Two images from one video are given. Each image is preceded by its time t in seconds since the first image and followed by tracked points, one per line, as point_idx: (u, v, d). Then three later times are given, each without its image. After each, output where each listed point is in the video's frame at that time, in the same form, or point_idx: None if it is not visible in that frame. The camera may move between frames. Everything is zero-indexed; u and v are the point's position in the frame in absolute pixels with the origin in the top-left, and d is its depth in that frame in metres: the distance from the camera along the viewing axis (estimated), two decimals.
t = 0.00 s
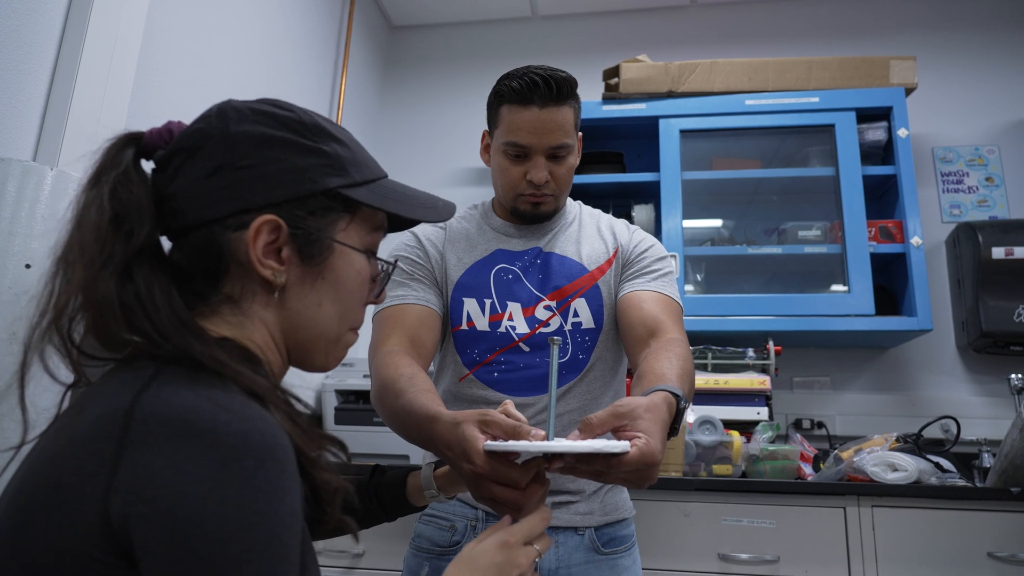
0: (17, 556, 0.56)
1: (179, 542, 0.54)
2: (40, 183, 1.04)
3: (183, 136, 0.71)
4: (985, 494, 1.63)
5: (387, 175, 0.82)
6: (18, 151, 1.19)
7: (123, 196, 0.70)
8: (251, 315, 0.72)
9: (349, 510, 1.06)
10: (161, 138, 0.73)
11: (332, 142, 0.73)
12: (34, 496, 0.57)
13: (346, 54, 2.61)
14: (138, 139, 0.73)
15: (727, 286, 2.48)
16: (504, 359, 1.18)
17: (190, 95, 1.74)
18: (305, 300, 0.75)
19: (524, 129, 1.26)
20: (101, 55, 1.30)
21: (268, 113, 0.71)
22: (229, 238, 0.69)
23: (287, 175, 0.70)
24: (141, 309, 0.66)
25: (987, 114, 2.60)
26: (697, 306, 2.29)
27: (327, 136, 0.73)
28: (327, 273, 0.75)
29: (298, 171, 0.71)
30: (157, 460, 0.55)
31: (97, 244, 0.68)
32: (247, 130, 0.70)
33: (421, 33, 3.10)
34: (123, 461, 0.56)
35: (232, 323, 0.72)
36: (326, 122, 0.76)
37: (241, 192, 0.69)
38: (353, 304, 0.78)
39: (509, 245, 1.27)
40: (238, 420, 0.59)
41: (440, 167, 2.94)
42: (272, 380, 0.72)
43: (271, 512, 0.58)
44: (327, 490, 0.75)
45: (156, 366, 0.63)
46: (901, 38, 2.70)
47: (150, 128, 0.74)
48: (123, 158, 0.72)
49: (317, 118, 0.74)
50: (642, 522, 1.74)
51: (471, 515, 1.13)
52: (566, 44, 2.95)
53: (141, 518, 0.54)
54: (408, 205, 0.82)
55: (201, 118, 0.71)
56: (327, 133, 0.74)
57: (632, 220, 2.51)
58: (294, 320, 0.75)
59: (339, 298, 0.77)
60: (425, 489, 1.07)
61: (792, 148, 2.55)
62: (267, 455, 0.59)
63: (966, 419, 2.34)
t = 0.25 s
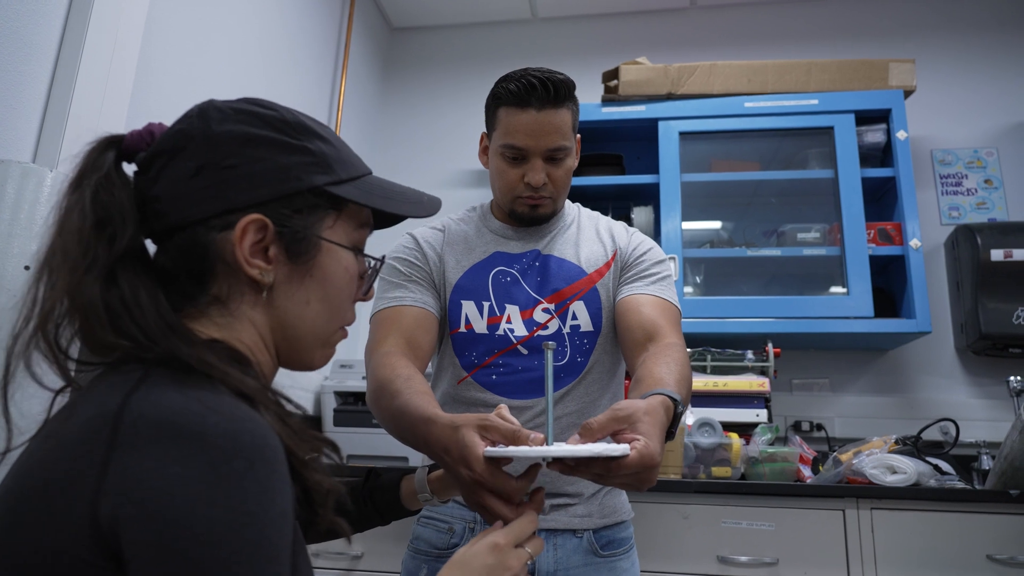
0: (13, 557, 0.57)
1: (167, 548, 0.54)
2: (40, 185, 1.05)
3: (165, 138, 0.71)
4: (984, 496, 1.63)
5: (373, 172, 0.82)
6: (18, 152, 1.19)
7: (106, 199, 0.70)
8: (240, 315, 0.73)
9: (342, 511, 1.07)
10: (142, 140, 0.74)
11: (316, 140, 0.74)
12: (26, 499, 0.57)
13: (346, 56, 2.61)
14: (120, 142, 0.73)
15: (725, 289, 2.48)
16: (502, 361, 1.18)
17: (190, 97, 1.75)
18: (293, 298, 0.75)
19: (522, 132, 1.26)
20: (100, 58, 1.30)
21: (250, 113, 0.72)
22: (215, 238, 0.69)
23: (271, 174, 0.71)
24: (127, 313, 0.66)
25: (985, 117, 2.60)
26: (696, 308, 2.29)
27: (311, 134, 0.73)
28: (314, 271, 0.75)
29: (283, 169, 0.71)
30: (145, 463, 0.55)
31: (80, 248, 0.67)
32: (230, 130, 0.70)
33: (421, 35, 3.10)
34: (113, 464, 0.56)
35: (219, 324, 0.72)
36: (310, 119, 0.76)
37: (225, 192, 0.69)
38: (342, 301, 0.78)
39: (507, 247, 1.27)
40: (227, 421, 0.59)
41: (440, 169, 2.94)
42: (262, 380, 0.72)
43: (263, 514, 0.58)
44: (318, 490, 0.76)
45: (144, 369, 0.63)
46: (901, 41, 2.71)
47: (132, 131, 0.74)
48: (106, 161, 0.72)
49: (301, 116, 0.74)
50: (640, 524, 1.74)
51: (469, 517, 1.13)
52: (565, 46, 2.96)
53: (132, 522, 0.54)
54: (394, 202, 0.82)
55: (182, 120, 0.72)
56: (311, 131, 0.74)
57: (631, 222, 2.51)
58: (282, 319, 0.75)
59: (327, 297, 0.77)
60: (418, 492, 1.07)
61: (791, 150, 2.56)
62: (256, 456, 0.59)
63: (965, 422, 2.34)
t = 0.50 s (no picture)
0: (10, 557, 0.57)
1: (167, 545, 0.54)
2: (46, 185, 1.06)
3: (163, 139, 0.71)
4: (988, 498, 1.63)
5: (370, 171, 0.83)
6: (24, 152, 1.20)
7: (105, 199, 0.70)
8: (239, 314, 0.73)
9: (340, 509, 1.08)
10: (141, 141, 0.74)
11: (313, 139, 0.74)
12: (27, 499, 0.57)
13: (349, 57, 2.61)
14: (118, 144, 0.74)
15: (728, 290, 2.48)
16: (506, 362, 1.18)
17: (194, 97, 1.75)
18: (292, 297, 0.75)
19: (525, 133, 1.26)
20: (106, 58, 1.31)
21: (247, 113, 0.72)
22: (214, 237, 0.70)
23: (269, 172, 0.71)
24: (128, 311, 0.66)
25: (990, 118, 2.60)
26: (699, 309, 2.29)
27: (308, 134, 0.74)
28: (314, 270, 0.75)
29: (280, 168, 0.71)
30: (145, 462, 0.55)
31: (80, 248, 0.68)
32: (227, 130, 0.70)
33: (425, 36, 3.11)
34: (112, 463, 0.56)
35: (219, 323, 0.72)
36: (307, 119, 0.76)
37: (223, 191, 0.69)
38: (341, 300, 0.78)
39: (510, 248, 1.27)
40: (226, 418, 0.59)
41: (443, 169, 2.94)
42: (262, 379, 0.72)
43: (263, 510, 0.58)
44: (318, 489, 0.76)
45: (145, 367, 0.63)
46: (905, 42, 2.70)
47: (130, 133, 0.74)
48: (104, 163, 0.73)
49: (297, 116, 0.75)
50: (643, 526, 1.73)
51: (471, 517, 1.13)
52: (568, 47, 2.96)
53: (132, 519, 0.54)
54: (392, 200, 0.82)
55: (180, 121, 0.72)
56: (308, 131, 0.74)
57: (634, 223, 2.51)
58: (282, 317, 0.75)
59: (326, 295, 0.77)
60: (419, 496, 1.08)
61: (795, 151, 2.55)
62: (255, 452, 0.59)
63: (969, 424, 2.33)
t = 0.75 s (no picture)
0: (12, 553, 0.57)
1: (168, 538, 0.54)
2: (51, 183, 1.06)
3: (163, 136, 0.71)
4: (991, 500, 1.62)
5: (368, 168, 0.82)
6: (28, 152, 1.20)
7: (106, 196, 0.70)
8: (238, 309, 0.72)
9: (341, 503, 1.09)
10: (141, 139, 0.74)
11: (310, 135, 0.74)
12: (30, 495, 0.57)
13: (353, 57, 2.61)
14: (120, 142, 0.74)
15: (731, 291, 2.48)
16: (508, 362, 1.18)
17: (198, 98, 1.75)
18: (289, 292, 0.74)
19: (526, 133, 1.26)
20: (109, 58, 1.31)
21: (245, 109, 0.72)
22: (212, 233, 0.70)
23: (266, 167, 0.71)
24: (129, 304, 0.66)
25: (993, 119, 2.59)
26: (701, 310, 2.29)
27: (305, 130, 0.74)
28: (312, 265, 0.75)
29: (277, 163, 0.71)
30: (144, 456, 0.56)
31: (81, 244, 0.68)
32: (225, 126, 0.70)
33: (427, 37, 3.11)
34: (113, 458, 0.56)
35: (218, 319, 0.72)
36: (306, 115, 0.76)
37: (221, 186, 0.69)
38: (339, 295, 0.77)
39: (512, 248, 1.27)
40: (225, 411, 0.59)
41: (445, 170, 2.94)
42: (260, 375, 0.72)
43: (264, 503, 0.58)
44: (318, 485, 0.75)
45: (146, 363, 0.63)
46: (908, 43, 2.70)
47: (131, 132, 0.75)
48: (106, 161, 0.73)
49: (295, 112, 0.74)
50: (644, 526, 1.73)
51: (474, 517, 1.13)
52: (571, 48, 2.96)
53: (133, 514, 0.54)
54: (391, 196, 0.82)
55: (180, 118, 0.72)
56: (306, 126, 0.74)
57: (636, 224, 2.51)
58: (279, 313, 0.74)
59: (324, 290, 0.76)
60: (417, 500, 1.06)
61: (798, 152, 2.55)
62: (255, 445, 0.59)
63: (972, 425, 2.33)
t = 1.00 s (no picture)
0: (11, 552, 0.57)
1: (167, 535, 0.54)
2: (55, 182, 1.06)
3: (157, 132, 0.71)
4: (994, 501, 1.62)
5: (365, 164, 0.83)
6: (31, 151, 1.20)
7: (100, 192, 0.70)
8: (232, 307, 0.72)
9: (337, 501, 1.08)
10: (137, 136, 0.73)
11: (304, 131, 0.74)
12: (25, 495, 0.57)
13: (355, 57, 2.61)
14: (116, 138, 0.74)
15: (733, 290, 2.48)
16: (512, 360, 1.18)
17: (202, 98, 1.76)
18: (284, 290, 0.74)
19: (528, 132, 1.26)
20: (113, 57, 1.31)
21: (239, 106, 0.72)
22: (206, 230, 0.70)
23: (259, 164, 0.71)
24: (122, 301, 0.67)
25: (997, 119, 2.59)
26: (704, 310, 2.29)
27: (299, 126, 0.73)
28: (306, 262, 0.75)
29: (271, 160, 0.71)
30: (140, 455, 0.56)
31: (76, 242, 0.69)
32: (218, 122, 0.70)
33: (430, 36, 3.11)
34: (108, 457, 0.56)
35: (212, 315, 0.72)
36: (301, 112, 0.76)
37: (214, 184, 0.69)
38: (335, 292, 0.77)
39: (516, 247, 1.27)
40: (218, 407, 0.59)
41: (448, 169, 2.94)
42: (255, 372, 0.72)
43: (260, 498, 0.57)
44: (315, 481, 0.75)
45: (141, 361, 0.63)
46: (912, 43, 2.70)
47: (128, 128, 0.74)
48: (103, 157, 0.73)
49: (290, 109, 0.74)
50: (646, 526, 1.73)
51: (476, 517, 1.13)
52: (573, 47, 2.96)
53: (132, 512, 0.55)
54: (386, 191, 0.82)
55: (175, 114, 0.72)
56: (300, 123, 0.74)
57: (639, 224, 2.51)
58: (273, 311, 0.74)
59: (319, 287, 0.76)
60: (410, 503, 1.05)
61: (801, 152, 2.55)
62: (249, 441, 0.58)
63: (975, 426, 2.32)
